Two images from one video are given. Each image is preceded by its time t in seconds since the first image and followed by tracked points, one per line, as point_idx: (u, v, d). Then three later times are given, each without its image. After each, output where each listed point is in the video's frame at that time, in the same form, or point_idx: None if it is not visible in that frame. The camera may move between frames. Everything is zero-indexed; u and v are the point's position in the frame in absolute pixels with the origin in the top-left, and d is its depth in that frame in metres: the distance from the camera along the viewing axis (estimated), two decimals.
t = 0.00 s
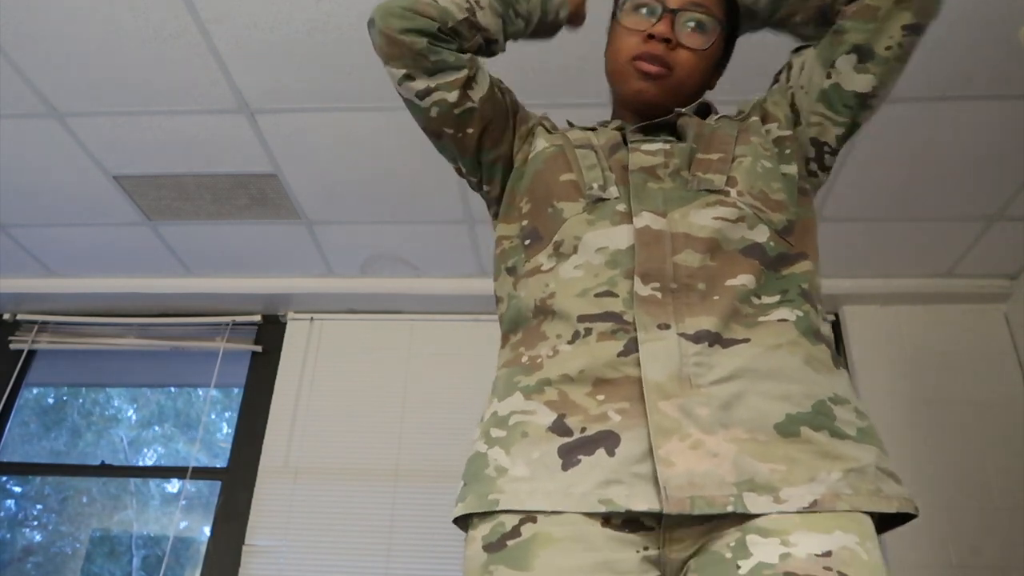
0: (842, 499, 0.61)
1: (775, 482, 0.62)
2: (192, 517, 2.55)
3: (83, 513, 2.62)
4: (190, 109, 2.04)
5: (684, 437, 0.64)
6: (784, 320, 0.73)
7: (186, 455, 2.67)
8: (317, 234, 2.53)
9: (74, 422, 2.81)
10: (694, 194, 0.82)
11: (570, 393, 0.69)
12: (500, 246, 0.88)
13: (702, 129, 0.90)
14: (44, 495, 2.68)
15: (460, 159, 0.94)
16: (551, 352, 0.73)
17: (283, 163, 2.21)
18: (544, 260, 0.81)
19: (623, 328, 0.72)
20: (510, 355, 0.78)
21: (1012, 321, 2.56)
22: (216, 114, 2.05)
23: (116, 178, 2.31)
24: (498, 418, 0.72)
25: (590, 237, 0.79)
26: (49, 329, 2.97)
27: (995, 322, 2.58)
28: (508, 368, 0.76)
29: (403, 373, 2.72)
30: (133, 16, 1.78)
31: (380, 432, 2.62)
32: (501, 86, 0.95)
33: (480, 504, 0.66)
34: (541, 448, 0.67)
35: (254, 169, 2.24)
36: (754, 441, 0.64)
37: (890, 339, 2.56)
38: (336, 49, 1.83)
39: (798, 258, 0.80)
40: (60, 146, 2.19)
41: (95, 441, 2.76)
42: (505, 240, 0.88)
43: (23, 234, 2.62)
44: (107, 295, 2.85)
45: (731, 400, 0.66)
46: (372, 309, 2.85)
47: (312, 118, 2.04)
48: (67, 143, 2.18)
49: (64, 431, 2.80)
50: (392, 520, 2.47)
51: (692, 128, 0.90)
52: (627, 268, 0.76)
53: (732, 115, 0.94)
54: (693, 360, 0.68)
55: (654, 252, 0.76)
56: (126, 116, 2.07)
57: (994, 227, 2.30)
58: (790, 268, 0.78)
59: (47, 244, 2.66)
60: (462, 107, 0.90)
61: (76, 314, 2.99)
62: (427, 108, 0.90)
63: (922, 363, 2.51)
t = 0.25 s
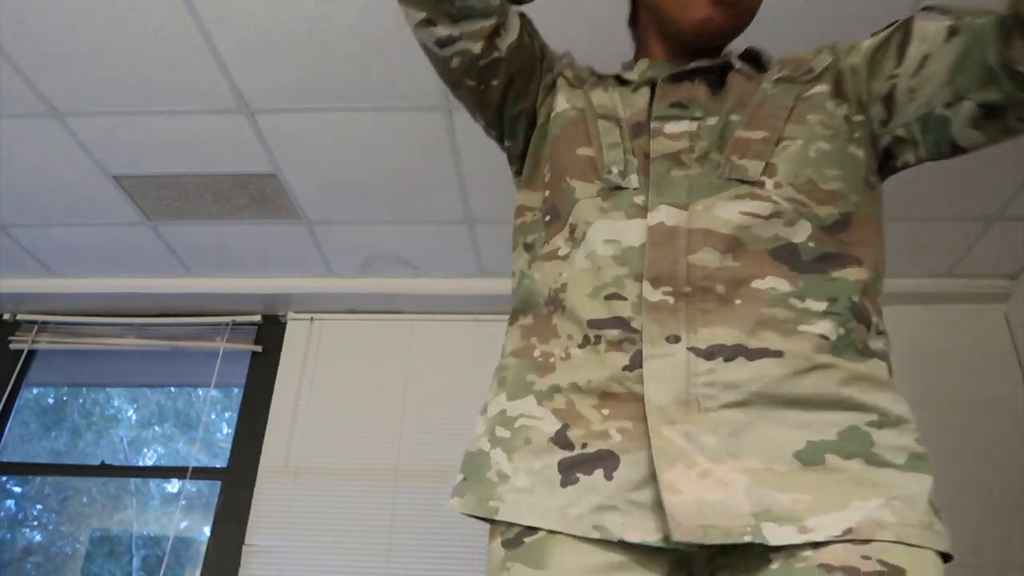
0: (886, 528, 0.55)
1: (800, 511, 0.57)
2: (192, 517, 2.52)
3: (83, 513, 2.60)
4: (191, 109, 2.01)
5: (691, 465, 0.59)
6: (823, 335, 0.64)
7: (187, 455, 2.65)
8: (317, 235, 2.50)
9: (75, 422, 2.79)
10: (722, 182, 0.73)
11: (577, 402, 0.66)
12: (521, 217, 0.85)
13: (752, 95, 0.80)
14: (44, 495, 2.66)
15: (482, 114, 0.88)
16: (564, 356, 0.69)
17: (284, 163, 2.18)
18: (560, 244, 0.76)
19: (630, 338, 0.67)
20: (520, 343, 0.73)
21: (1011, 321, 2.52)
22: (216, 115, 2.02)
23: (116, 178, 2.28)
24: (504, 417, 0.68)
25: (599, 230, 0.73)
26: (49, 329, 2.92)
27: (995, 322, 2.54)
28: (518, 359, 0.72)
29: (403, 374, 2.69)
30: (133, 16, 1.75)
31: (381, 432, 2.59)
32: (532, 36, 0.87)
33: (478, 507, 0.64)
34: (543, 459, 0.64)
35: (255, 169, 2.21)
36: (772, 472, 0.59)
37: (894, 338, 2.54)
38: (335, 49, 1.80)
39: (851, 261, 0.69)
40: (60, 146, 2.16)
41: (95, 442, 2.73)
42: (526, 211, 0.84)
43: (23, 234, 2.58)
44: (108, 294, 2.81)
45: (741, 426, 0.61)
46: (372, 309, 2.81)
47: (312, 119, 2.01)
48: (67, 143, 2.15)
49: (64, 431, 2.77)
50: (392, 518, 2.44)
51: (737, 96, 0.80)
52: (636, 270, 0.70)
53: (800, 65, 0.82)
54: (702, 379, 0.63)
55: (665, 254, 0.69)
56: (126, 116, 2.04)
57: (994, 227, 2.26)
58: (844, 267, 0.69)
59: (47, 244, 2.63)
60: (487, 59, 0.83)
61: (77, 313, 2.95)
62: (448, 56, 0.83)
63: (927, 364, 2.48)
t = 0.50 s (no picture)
0: (955, 525, 0.52)
1: (856, 515, 0.54)
2: (192, 516, 2.49)
3: (83, 513, 2.57)
4: (191, 108, 1.97)
5: (733, 474, 0.58)
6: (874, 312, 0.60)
7: (186, 455, 2.61)
8: (317, 235, 2.47)
9: (74, 422, 2.75)
10: (750, 156, 0.69)
11: (610, 394, 0.68)
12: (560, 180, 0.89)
13: (814, 55, 0.72)
14: (44, 495, 2.63)
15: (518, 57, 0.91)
16: (599, 341, 0.71)
17: (283, 162, 2.14)
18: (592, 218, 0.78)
19: (659, 334, 0.65)
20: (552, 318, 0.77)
21: (1011, 321, 2.49)
22: (215, 114, 1.99)
23: (116, 178, 2.25)
24: (536, 398, 0.71)
25: (616, 204, 0.71)
26: (49, 329, 2.89)
27: (995, 323, 2.52)
28: (553, 336, 0.75)
29: (403, 374, 2.66)
30: (132, 16, 1.71)
31: (380, 433, 2.56)
32: None
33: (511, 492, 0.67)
34: (573, 449, 0.66)
35: (254, 169, 2.17)
36: (823, 471, 0.56)
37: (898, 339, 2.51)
38: (337, 49, 1.76)
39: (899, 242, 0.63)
40: (60, 145, 2.13)
41: (95, 441, 2.70)
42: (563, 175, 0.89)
43: (23, 234, 2.55)
44: (109, 295, 2.78)
45: (786, 425, 0.58)
46: (372, 309, 2.78)
47: (312, 119, 1.97)
48: (66, 142, 2.12)
49: (63, 432, 2.74)
50: (393, 519, 2.41)
51: (792, 47, 0.74)
52: (655, 256, 0.68)
53: None
54: (739, 376, 0.60)
55: (684, 237, 0.66)
56: (125, 115, 2.01)
57: (994, 227, 2.23)
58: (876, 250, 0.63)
59: (47, 244, 2.60)
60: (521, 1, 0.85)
61: (77, 313, 2.92)
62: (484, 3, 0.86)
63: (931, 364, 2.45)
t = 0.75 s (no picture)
0: (1010, 509, 0.45)
1: (895, 498, 0.48)
2: (192, 517, 2.46)
3: (83, 513, 2.54)
4: (191, 108, 1.94)
5: (758, 453, 0.53)
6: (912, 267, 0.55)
7: (186, 455, 2.58)
8: (317, 234, 2.44)
9: (74, 422, 2.72)
10: (774, 107, 0.62)
11: (633, 369, 0.66)
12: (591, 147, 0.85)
13: None
14: (43, 495, 2.60)
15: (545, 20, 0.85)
16: (625, 313, 0.68)
17: (283, 162, 2.10)
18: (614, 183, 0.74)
19: (674, 303, 0.61)
20: (585, 293, 0.76)
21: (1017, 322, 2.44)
22: (215, 114, 1.95)
23: (116, 178, 2.21)
24: (566, 377, 0.71)
25: (630, 165, 0.68)
26: (49, 329, 2.86)
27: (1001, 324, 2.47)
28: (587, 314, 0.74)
29: (404, 374, 2.62)
30: (131, 15, 1.67)
31: (380, 433, 2.52)
32: None
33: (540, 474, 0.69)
34: (599, 431, 0.66)
35: (253, 168, 2.14)
36: (859, 448, 0.51)
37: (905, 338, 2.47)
38: (338, 47, 1.72)
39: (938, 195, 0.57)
40: (59, 145, 2.09)
41: (95, 442, 2.67)
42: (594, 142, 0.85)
43: (23, 234, 2.52)
44: (109, 294, 2.75)
45: (816, 399, 0.53)
46: (372, 309, 2.74)
47: (312, 118, 1.94)
48: (66, 143, 2.08)
49: (64, 431, 2.71)
50: (393, 518, 2.38)
51: None
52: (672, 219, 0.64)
53: None
54: (761, 345, 0.55)
55: (699, 194, 0.61)
56: (123, 115, 1.98)
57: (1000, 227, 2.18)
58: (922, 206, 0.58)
59: (47, 244, 2.56)
60: None
61: (77, 313, 2.88)
62: None
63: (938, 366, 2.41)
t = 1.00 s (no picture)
0: None
1: (919, 486, 0.40)
2: (192, 517, 2.44)
3: (83, 513, 2.53)
4: (192, 109, 1.92)
5: (771, 437, 0.43)
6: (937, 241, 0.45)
7: (187, 455, 2.56)
8: (317, 235, 2.42)
9: (75, 423, 2.70)
10: (796, 75, 0.52)
11: (651, 355, 0.56)
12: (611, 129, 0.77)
13: None
14: (44, 496, 2.59)
15: None
16: (642, 300, 0.59)
17: (286, 164, 2.09)
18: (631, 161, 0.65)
19: (688, 283, 0.52)
20: (609, 281, 0.66)
21: None
22: (216, 115, 1.93)
23: (117, 178, 2.19)
24: (587, 368, 0.61)
25: (643, 138, 0.58)
26: (49, 330, 2.85)
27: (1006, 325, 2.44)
28: (606, 304, 0.65)
29: (404, 373, 2.60)
30: (133, 16, 1.65)
31: (381, 434, 2.50)
32: None
33: (562, 471, 0.59)
34: (617, 422, 0.56)
35: (254, 169, 2.12)
36: (881, 432, 0.42)
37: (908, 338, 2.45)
38: (339, 48, 1.71)
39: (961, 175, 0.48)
40: (60, 146, 2.08)
41: (95, 442, 2.65)
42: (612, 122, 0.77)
43: (23, 234, 2.50)
44: (110, 295, 2.73)
45: (835, 376, 0.44)
46: (373, 309, 2.72)
47: (313, 119, 1.92)
48: (68, 143, 2.07)
49: (63, 432, 2.70)
50: (393, 517, 2.36)
51: None
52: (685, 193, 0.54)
53: None
54: (776, 322, 0.46)
55: (712, 160, 0.52)
56: (125, 115, 1.96)
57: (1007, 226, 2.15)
58: (954, 181, 0.48)
59: (46, 244, 2.54)
60: None
61: (76, 313, 2.86)
62: None
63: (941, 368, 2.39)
